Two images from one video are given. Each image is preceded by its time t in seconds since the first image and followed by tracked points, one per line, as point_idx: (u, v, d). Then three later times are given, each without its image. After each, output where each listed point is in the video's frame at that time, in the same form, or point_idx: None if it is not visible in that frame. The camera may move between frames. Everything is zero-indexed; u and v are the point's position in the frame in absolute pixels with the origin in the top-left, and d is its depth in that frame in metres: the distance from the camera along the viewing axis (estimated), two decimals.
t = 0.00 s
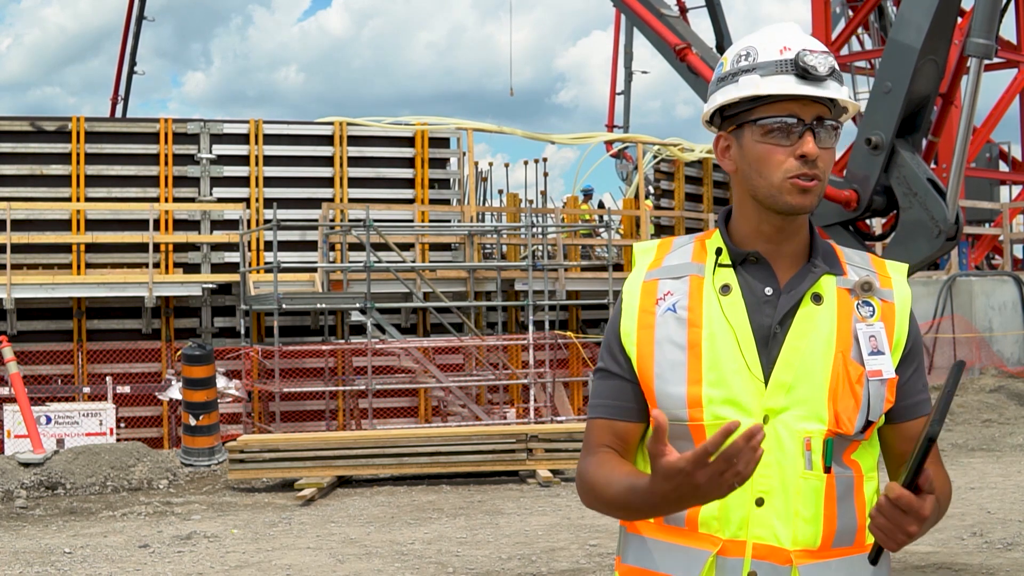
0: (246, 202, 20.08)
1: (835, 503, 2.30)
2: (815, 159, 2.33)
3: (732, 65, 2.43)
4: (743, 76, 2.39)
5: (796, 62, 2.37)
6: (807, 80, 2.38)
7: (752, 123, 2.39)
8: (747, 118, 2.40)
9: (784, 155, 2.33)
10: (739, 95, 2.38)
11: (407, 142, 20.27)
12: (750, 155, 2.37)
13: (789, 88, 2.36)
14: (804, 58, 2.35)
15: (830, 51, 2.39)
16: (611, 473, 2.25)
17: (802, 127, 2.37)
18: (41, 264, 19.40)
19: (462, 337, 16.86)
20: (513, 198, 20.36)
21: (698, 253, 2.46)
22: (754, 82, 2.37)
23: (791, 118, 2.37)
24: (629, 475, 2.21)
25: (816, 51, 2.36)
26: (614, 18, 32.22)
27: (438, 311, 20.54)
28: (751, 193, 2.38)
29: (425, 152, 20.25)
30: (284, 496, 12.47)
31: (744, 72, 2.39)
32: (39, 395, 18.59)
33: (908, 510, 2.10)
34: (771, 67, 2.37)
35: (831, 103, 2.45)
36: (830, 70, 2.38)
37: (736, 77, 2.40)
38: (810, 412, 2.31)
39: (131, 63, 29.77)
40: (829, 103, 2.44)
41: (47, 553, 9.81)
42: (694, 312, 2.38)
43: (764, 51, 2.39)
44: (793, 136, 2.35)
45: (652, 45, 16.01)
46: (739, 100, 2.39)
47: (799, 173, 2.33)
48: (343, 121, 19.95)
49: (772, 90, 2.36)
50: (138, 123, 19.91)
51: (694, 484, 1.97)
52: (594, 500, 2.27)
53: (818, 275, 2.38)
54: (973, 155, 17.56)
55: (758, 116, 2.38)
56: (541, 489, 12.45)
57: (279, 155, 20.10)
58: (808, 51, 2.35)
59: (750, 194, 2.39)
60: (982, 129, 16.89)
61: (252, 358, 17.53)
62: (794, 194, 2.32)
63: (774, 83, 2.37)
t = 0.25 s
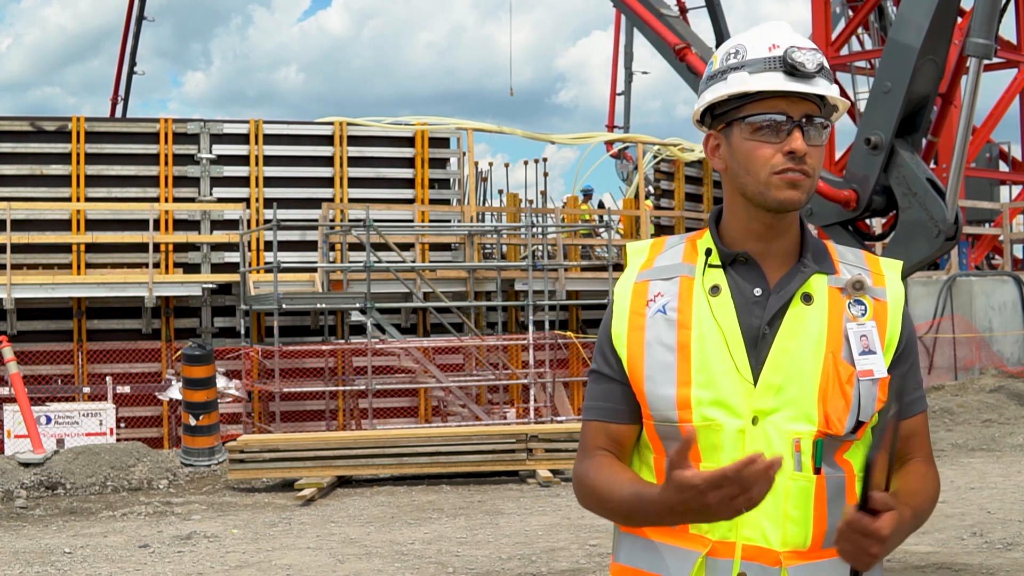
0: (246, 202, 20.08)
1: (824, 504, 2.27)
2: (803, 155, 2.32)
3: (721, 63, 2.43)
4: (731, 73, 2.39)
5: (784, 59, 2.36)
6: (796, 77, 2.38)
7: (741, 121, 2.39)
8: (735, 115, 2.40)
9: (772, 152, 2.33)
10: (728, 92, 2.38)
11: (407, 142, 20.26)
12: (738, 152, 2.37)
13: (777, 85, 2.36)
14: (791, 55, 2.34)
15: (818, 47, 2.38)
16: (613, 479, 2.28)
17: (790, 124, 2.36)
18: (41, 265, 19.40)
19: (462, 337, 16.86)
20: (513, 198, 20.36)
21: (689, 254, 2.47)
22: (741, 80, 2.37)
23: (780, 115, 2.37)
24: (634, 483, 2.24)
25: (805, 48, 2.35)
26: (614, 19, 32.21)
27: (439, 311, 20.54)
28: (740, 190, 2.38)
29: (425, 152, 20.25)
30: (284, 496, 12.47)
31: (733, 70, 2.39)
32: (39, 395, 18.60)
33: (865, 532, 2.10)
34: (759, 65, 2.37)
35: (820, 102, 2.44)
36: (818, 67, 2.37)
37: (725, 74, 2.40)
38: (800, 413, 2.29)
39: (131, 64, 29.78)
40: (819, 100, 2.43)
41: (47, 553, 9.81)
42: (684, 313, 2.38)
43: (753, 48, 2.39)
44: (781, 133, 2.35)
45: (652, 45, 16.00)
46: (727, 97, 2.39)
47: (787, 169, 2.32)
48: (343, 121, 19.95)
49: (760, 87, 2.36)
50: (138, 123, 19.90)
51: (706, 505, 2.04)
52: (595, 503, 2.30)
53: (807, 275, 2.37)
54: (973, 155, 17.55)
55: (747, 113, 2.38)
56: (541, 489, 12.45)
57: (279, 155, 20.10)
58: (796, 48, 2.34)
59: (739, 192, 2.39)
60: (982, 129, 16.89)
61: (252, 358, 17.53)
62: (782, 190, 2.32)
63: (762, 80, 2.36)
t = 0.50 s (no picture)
0: (246, 202, 20.08)
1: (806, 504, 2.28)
2: (783, 159, 2.32)
3: (704, 64, 2.42)
4: (713, 74, 2.39)
5: (765, 61, 2.36)
6: (777, 79, 2.38)
7: (722, 123, 2.38)
8: (716, 117, 2.39)
9: (752, 154, 2.33)
10: (709, 93, 2.38)
11: (407, 142, 20.26)
12: (718, 154, 2.37)
13: (757, 88, 2.36)
14: (773, 57, 2.35)
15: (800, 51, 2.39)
16: (608, 490, 2.29)
17: (772, 126, 2.36)
18: (41, 265, 19.40)
19: (462, 337, 16.86)
20: (513, 198, 20.38)
21: (670, 255, 2.45)
22: (723, 81, 2.37)
23: (761, 118, 2.37)
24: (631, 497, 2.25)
25: (786, 51, 2.36)
26: (614, 19, 32.20)
27: (439, 311, 20.54)
28: (720, 192, 2.38)
29: (425, 152, 20.25)
30: (284, 496, 12.47)
31: (715, 70, 2.39)
32: (39, 395, 18.60)
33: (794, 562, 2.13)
34: (741, 65, 2.37)
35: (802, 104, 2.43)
36: (800, 70, 2.38)
37: (707, 75, 2.40)
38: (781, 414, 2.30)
39: (131, 64, 29.78)
40: (801, 103, 2.42)
41: (47, 553, 9.80)
42: (666, 315, 2.36)
43: (734, 50, 2.40)
44: (762, 136, 2.35)
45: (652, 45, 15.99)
46: (709, 99, 2.38)
47: (768, 172, 2.32)
48: (343, 121, 19.95)
49: (741, 89, 2.36)
50: (138, 123, 19.91)
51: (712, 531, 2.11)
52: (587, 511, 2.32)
53: (789, 277, 2.37)
54: (973, 154, 17.55)
55: (728, 116, 2.38)
56: (541, 489, 12.45)
57: (279, 155, 20.09)
58: (777, 50, 2.35)
59: (719, 194, 2.38)
60: (982, 129, 16.89)
61: (252, 358, 17.53)
62: (761, 195, 2.32)
63: (743, 82, 2.36)
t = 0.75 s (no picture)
0: (246, 202, 20.08)
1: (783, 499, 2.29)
2: (734, 159, 2.32)
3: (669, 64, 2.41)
4: (675, 74, 2.38)
5: (720, 61, 2.33)
6: (734, 79, 2.34)
7: (681, 123, 2.38)
8: (678, 117, 2.39)
9: (704, 153, 2.34)
10: (668, 94, 2.37)
11: (407, 142, 20.26)
12: (677, 154, 2.38)
13: (712, 87, 2.34)
14: (724, 57, 2.32)
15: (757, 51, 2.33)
16: (594, 508, 2.25)
17: (726, 126, 2.34)
18: (41, 265, 19.39)
19: (462, 337, 16.85)
20: (513, 198, 20.39)
21: (642, 256, 2.41)
22: (681, 82, 2.36)
23: (714, 117, 2.35)
24: (618, 514, 2.22)
25: (740, 50, 2.32)
26: (614, 19, 32.19)
27: (439, 311, 20.53)
28: (680, 193, 2.39)
29: (425, 152, 20.25)
30: (284, 496, 12.47)
31: (676, 71, 2.38)
32: (39, 395, 18.60)
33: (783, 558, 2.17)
34: (699, 66, 2.34)
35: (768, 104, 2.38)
36: (754, 68, 2.33)
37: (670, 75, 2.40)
38: (753, 414, 2.29)
39: (131, 64, 29.78)
40: (766, 104, 2.37)
41: (47, 553, 9.80)
42: (638, 316, 2.33)
43: (695, 50, 2.36)
44: (716, 135, 2.34)
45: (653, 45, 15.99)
46: (670, 99, 2.38)
47: (717, 172, 2.33)
48: (343, 121, 19.95)
49: (696, 89, 2.34)
50: (138, 123, 19.91)
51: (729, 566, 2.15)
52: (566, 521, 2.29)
53: (760, 276, 2.36)
54: (973, 155, 17.55)
55: (690, 113, 2.37)
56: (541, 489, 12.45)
57: (279, 155, 20.09)
58: (731, 49, 2.31)
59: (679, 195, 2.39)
60: (982, 129, 16.89)
61: (252, 358, 17.53)
62: (713, 195, 2.32)
63: (700, 82, 2.34)
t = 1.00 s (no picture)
0: (246, 202, 20.08)
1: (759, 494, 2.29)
2: (675, 157, 2.30)
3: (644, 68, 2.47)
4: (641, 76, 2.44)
5: (664, 61, 2.37)
6: (679, 79, 2.36)
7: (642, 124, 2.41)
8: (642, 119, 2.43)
9: (648, 151, 2.34)
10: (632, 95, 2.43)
11: (407, 142, 20.25)
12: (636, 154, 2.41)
13: (657, 87, 2.37)
14: (664, 56, 2.35)
15: (699, 47, 2.36)
16: (563, 501, 2.23)
17: (671, 125, 2.34)
18: (41, 264, 19.39)
19: (462, 337, 16.85)
20: (513, 198, 20.39)
21: (619, 248, 2.41)
22: (640, 82, 2.42)
23: (660, 117, 2.36)
24: (590, 514, 2.20)
25: (679, 49, 2.34)
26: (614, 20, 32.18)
27: (438, 311, 20.53)
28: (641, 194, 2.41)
29: (425, 152, 20.24)
30: (284, 496, 12.46)
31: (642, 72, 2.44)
32: (39, 395, 18.60)
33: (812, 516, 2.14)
34: (653, 66, 2.38)
35: (726, 106, 2.35)
36: (694, 66, 2.33)
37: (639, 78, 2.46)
38: (730, 406, 2.29)
39: (131, 63, 29.77)
40: (725, 106, 2.35)
41: (47, 553, 9.80)
42: (615, 307, 2.32)
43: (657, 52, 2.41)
44: (662, 133, 2.35)
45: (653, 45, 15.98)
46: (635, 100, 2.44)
47: (660, 172, 2.32)
48: (343, 121, 19.95)
49: (647, 89, 2.39)
50: (138, 123, 19.91)
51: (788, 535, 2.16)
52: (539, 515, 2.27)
53: (737, 270, 2.37)
54: (973, 155, 17.55)
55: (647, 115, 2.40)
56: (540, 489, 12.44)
57: (279, 155, 20.09)
58: (670, 48, 2.35)
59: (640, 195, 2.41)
60: (983, 129, 16.88)
61: (252, 358, 17.53)
62: (654, 193, 2.32)
63: (652, 82, 2.39)
